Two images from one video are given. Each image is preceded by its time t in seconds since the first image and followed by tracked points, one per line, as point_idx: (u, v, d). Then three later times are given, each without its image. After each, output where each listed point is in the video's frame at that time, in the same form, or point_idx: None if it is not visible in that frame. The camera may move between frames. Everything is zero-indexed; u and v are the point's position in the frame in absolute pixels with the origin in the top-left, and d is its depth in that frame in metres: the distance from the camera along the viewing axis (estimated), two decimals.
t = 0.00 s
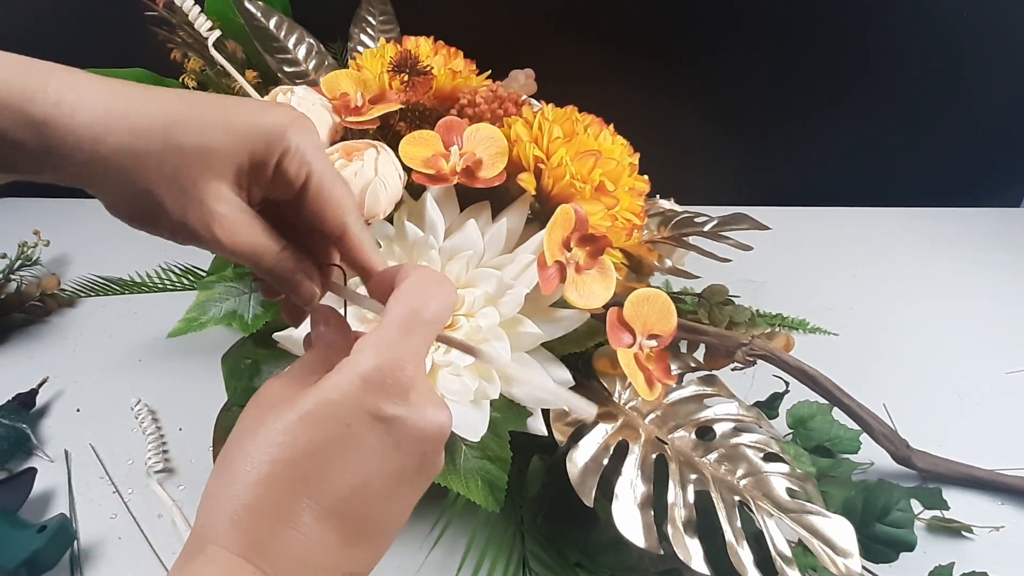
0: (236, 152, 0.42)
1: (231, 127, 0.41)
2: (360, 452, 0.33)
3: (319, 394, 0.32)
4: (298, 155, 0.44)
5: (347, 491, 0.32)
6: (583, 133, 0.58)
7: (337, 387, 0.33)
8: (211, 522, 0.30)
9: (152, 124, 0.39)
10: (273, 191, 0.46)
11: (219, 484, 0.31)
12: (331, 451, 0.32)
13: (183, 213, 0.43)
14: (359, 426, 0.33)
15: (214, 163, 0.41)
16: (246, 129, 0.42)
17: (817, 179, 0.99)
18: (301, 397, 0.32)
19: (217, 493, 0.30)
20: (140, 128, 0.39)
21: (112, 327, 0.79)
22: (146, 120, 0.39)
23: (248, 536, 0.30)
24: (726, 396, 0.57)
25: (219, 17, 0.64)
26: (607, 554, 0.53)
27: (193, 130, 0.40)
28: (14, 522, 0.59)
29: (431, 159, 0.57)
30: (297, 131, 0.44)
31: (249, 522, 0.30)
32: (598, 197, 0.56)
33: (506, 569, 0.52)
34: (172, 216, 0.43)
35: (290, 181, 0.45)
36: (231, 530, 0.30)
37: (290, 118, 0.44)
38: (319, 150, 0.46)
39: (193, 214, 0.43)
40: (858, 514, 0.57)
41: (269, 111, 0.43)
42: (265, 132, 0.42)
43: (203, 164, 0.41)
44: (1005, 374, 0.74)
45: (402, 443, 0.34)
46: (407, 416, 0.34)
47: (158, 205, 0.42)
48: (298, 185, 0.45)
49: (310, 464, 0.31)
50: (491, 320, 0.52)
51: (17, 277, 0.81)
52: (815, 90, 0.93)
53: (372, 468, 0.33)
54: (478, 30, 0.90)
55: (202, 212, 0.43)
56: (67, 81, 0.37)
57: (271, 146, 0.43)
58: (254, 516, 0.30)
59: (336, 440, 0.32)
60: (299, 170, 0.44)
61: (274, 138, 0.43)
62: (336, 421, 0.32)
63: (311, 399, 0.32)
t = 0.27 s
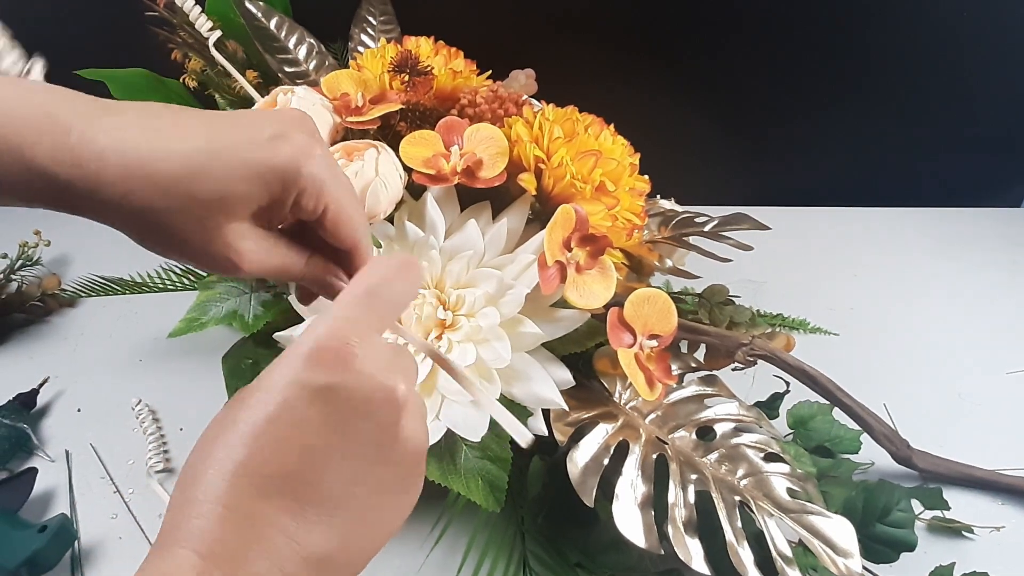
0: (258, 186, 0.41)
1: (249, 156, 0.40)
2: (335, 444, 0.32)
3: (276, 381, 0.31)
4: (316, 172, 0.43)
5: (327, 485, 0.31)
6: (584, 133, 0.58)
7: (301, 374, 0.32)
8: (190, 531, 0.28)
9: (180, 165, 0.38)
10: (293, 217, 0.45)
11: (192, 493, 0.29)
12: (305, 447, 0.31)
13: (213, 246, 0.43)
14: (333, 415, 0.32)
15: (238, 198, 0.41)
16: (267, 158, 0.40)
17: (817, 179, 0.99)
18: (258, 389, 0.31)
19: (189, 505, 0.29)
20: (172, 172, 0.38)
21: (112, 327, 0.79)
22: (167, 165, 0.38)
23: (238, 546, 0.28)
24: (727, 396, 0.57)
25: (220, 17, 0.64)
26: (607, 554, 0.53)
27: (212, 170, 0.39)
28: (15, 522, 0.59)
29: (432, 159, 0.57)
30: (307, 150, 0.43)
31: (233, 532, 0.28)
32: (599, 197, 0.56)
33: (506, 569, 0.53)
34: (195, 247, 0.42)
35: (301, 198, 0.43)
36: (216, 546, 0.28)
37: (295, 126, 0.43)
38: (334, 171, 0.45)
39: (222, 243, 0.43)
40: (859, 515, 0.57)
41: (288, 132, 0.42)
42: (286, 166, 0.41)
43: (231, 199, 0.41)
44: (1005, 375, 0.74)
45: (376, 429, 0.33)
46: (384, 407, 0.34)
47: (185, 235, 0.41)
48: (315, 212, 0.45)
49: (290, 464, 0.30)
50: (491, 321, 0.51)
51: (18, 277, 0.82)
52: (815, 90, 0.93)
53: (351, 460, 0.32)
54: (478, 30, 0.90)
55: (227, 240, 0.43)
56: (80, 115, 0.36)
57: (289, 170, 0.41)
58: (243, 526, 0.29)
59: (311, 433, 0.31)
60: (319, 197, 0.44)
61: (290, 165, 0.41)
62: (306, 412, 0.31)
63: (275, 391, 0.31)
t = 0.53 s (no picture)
0: (258, 220, 0.41)
1: (247, 191, 0.39)
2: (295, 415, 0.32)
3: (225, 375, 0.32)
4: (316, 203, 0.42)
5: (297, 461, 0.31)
6: (583, 133, 0.58)
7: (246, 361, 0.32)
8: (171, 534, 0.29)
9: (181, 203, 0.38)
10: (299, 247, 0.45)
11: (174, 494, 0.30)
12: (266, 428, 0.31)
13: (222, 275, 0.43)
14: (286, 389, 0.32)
15: (237, 228, 0.40)
16: (266, 193, 0.40)
17: (817, 179, 0.99)
18: (217, 381, 0.32)
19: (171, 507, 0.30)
20: (174, 209, 0.38)
21: (112, 327, 0.79)
22: (167, 203, 0.38)
23: (223, 539, 0.29)
24: (727, 396, 0.57)
25: (220, 17, 0.65)
26: (607, 555, 0.53)
27: (208, 207, 0.39)
28: (15, 522, 0.59)
29: (432, 159, 0.57)
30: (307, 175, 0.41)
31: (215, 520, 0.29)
32: (598, 198, 0.56)
33: (506, 570, 0.53)
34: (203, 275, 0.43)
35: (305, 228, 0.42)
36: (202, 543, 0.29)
37: (294, 154, 0.42)
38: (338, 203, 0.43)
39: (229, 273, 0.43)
40: (858, 515, 0.57)
41: (288, 162, 0.41)
42: (286, 201, 0.40)
43: (233, 235, 0.41)
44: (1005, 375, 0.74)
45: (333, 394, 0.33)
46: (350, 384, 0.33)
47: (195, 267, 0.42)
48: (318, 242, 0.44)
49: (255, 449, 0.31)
50: (491, 321, 0.51)
51: (18, 277, 0.82)
52: (815, 90, 0.93)
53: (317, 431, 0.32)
54: (479, 30, 0.90)
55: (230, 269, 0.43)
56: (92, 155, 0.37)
57: (288, 203, 0.41)
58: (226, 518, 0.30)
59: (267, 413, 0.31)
60: (319, 230, 0.43)
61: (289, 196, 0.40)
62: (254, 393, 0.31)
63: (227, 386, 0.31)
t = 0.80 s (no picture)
0: (235, 258, 0.42)
1: (222, 230, 0.40)
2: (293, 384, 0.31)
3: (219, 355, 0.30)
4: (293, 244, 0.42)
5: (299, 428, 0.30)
6: (583, 133, 0.58)
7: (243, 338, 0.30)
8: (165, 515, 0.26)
9: (158, 238, 0.40)
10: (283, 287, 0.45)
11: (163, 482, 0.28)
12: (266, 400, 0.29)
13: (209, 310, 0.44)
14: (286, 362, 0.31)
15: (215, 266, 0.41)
16: (244, 232, 0.41)
17: (817, 179, 0.99)
18: (211, 356, 0.30)
19: (161, 492, 0.27)
20: (151, 243, 0.40)
21: (112, 327, 0.79)
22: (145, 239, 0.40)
23: (230, 516, 0.27)
24: (726, 396, 0.57)
25: (220, 17, 0.65)
26: (608, 555, 0.53)
27: (192, 245, 0.40)
28: (15, 522, 0.59)
29: (431, 159, 0.56)
30: (287, 214, 0.42)
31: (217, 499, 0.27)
32: (599, 197, 0.56)
33: (506, 570, 0.52)
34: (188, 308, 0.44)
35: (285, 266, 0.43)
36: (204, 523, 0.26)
37: (277, 191, 0.42)
38: (318, 239, 0.44)
39: (215, 308, 0.44)
40: (858, 515, 0.57)
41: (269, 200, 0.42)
42: (265, 241, 0.41)
43: (211, 273, 0.42)
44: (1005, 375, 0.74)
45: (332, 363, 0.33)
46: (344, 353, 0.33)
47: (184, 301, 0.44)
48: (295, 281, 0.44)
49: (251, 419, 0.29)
50: (491, 321, 0.51)
51: (17, 277, 0.81)
52: (816, 90, 0.93)
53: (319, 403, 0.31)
54: (479, 30, 0.90)
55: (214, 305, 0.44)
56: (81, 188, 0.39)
57: (268, 242, 0.41)
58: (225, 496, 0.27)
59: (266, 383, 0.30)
60: (296, 268, 0.43)
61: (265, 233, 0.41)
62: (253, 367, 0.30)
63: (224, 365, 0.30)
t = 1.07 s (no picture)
0: (134, 237, 0.42)
1: (123, 207, 0.40)
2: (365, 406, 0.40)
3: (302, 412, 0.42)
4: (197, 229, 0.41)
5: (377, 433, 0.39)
6: (583, 133, 0.58)
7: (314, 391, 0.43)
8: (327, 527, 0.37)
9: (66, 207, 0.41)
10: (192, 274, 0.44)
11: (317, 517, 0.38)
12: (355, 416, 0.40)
13: (112, 287, 0.45)
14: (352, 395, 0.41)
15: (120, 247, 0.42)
16: (143, 210, 0.41)
17: (817, 179, 0.99)
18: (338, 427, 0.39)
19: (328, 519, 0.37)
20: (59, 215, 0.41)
21: (112, 327, 0.79)
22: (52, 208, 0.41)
23: (375, 528, 0.36)
24: (726, 396, 0.57)
25: (220, 17, 0.65)
26: (605, 554, 0.54)
27: (91, 217, 0.41)
28: (15, 522, 0.59)
29: (431, 158, 0.56)
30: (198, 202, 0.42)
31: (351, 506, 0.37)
32: (598, 197, 0.56)
33: (506, 571, 0.52)
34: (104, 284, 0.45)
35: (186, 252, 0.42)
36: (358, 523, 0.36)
37: (194, 177, 0.42)
38: (226, 226, 0.43)
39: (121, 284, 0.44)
40: (858, 516, 0.57)
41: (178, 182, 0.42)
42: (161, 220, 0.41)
43: (110, 250, 0.42)
44: (1005, 375, 0.74)
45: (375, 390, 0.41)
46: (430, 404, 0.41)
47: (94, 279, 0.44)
48: (196, 266, 0.43)
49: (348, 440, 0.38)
50: (490, 322, 0.51)
51: (17, 277, 0.80)
52: (816, 90, 0.93)
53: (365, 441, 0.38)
54: (479, 30, 0.90)
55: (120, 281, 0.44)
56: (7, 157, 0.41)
57: (164, 223, 0.41)
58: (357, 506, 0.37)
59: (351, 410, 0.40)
60: (195, 250, 0.42)
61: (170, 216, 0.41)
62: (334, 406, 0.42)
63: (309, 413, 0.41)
